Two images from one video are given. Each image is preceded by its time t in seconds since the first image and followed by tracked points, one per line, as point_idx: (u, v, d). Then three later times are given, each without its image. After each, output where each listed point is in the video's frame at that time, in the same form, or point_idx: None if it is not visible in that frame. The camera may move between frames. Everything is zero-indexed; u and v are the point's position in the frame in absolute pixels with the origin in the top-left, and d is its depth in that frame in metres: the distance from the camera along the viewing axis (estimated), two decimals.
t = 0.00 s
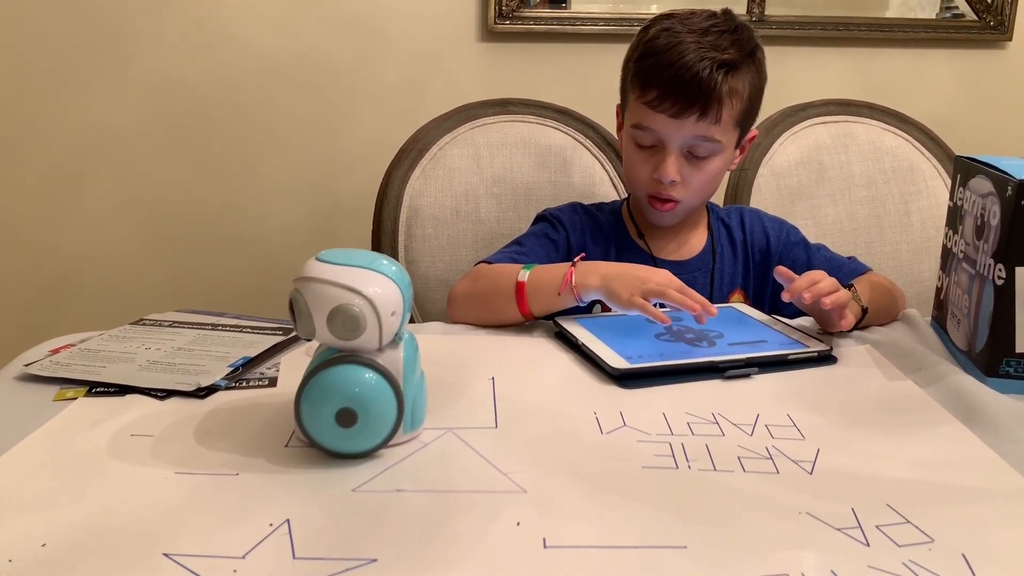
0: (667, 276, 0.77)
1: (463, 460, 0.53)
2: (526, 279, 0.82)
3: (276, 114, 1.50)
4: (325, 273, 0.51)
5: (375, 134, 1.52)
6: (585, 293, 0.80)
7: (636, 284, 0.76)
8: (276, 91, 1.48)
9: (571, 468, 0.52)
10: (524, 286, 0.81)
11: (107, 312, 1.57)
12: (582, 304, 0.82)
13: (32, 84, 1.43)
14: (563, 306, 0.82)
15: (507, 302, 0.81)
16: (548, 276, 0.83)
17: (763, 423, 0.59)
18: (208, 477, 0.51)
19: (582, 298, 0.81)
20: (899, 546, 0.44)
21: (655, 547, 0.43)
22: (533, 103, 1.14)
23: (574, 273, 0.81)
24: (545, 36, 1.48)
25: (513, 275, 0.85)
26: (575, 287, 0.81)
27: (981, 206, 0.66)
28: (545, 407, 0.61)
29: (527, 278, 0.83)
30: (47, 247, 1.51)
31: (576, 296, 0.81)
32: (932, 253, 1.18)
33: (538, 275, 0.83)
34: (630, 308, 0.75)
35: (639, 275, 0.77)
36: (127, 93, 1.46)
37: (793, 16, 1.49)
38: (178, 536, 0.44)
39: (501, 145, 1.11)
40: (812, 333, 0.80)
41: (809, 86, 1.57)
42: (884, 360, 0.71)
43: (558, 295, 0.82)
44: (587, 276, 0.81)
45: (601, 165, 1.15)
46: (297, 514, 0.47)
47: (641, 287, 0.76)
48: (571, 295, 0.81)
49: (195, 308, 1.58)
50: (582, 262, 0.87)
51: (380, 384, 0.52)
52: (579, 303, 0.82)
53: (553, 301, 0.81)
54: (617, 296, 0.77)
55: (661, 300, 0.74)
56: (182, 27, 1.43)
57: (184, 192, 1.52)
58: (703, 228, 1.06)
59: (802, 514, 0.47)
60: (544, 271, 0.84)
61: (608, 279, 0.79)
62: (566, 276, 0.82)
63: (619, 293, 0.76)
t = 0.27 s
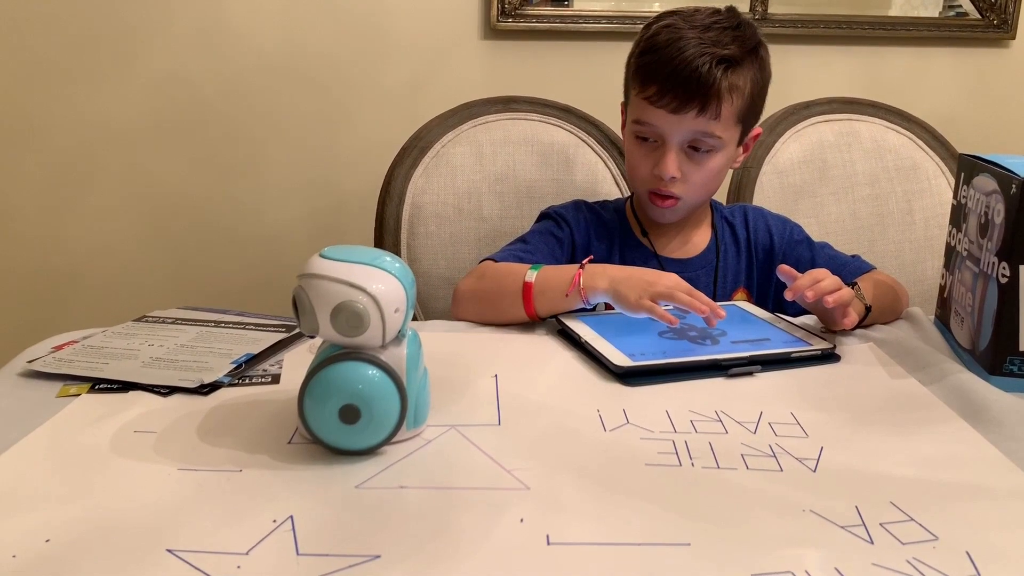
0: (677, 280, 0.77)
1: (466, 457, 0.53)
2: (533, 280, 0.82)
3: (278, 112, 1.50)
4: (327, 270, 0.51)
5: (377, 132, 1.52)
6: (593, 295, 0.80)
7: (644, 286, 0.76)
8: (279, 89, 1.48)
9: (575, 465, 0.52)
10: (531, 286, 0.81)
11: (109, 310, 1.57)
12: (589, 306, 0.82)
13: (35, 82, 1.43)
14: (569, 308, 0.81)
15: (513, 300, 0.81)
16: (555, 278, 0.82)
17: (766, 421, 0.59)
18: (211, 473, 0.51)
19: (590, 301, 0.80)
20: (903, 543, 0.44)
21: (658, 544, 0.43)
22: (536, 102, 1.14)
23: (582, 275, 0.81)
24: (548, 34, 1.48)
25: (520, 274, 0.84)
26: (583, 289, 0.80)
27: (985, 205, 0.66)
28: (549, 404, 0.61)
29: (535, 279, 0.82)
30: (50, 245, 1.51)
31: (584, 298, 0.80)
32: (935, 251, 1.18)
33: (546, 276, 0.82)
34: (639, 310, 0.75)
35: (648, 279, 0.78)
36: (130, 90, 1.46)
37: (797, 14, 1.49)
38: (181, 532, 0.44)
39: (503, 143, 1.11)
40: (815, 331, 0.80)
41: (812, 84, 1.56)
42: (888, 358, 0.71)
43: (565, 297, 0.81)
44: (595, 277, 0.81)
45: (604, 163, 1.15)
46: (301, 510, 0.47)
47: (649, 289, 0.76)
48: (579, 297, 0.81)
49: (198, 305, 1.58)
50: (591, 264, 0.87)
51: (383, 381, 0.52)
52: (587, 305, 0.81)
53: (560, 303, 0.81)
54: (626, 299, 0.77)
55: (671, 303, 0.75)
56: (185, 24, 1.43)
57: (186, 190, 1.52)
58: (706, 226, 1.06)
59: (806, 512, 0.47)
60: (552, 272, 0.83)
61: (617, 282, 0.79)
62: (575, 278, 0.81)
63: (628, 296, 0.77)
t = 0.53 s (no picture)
0: (679, 278, 0.77)
1: (467, 454, 0.53)
2: (534, 277, 0.82)
3: (280, 111, 1.50)
4: (329, 267, 0.51)
5: (379, 131, 1.52)
6: (595, 292, 0.81)
7: (645, 284, 0.76)
8: (280, 87, 1.48)
9: (576, 463, 0.52)
10: (533, 284, 0.81)
11: (111, 307, 1.57)
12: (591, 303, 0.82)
13: (37, 80, 1.44)
14: (571, 305, 0.81)
15: (515, 297, 0.81)
16: (557, 275, 0.82)
17: (767, 419, 0.59)
18: (214, 470, 0.51)
19: (592, 298, 0.81)
20: (903, 542, 0.44)
21: (659, 542, 0.44)
22: (538, 100, 1.14)
23: (583, 273, 0.81)
24: (550, 33, 1.48)
25: (522, 272, 0.84)
26: (584, 286, 0.81)
27: (987, 204, 0.66)
28: (550, 402, 0.62)
29: (537, 276, 0.82)
30: (52, 243, 1.52)
31: (585, 295, 0.81)
32: (936, 251, 1.18)
33: (548, 273, 0.83)
34: (639, 307, 0.75)
35: (649, 277, 0.78)
36: (131, 88, 1.46)
37: (798, 13, 1.49)
38: (183, 528, 0.44)
39: (505, 142, 1.11)
40: (816, 330, 0.80)
41: (814, 83, 1.56)
42: (889, 357, 0.71)
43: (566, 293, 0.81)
44: (597, 275, 0.81)
45: (606, 162, 1.14)
46: (302, 507, 0.47)
47: (650, 286, 0.76)
48: (580, 294, 0.81)
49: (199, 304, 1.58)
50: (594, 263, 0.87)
51: (385, 378, 0.52)
52: (589, 302, 0.82)
53: (562, 300, 0.81)
54: (627, 296, 0.77)
55: (671, 300, 0.74)
56: (186, 22, 1.43)
57: (188, 188, 1.52)
58: (707, 224, 1.06)
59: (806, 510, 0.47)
60: (553, 269, 0.83)
61: (619, 279, 0.79)
62: (576, 275, 0.82)
63: (629, 293, 0.77)
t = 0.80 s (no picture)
0: (680, 278, 0.77)
1: (467, 454, 0.53)
2: (536, 277, 0.82)
3: (280, 110, 1.50)
4: (329, 267, 0.51)
5: (379, 131, 1.52)
6: (596, 291, 0.81)
7: (646, 283, 0.76)
8: (281, 87, 1.48)
9: (575, 463, 0.52)
10: (534, 283, 0.81)
11: (111, 306, 1.57)
12: (591, 302, 0.82)
13: (38, 79, 1.44)
14: (572, 304, 0.81)
15: (516, 296, 0.81)
16: (558, 274, 0.82)
17: (767, 420, 0.59)
18: (213, 469, 0.51)
19: (593, 297, 0.81)
20: (902, 543, 0.44)
21: (659, 542, 0.44)
22: (539, 101, 1.14)
23: (584, 272, 0.81)
24: (550, 33, 1.48)
25: (523, 271, 0.84)
26: (585, 285, 0.81)
27: (986, 206, 0.66)
28: (549, 403, 0.62)
29: (538, 275, 0.82)
30: (53, 242, 1.52)
31: (586, 294, 0.81)
32: (936, 252, 1.18)
33: (549, 272, 0.83)
34: (640, 306, 0.75)
35: (650, 277, 0.78)
36: (132, 87, 1.46)
37: (799, 14, 1.49)
38: (182, 528, 0.44)
39: (505, 142, 1.11)
40: (815, 330, 0.80)
41: (814, 84, 1.56)
42: (887, 358, 0.71)
43: (567, 292, 0.81)
44: (598, 274, 0.81)
45: (606, 162, 1.15)
46: (302, 507, 0.47)
47: (652, 285, 0.76)
48: (581, 293, 0.81)
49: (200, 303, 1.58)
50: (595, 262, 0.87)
51: (384, 378, 0.52)
52: (589, 302, 0.82)
53: (562, 299, 0.81)
54: (628, 295, 0.77)
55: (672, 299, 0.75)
56: (187, 22, 1.43)
57: (188, 188, 1.52)
58: (707, 225, 1.06)
59: (805, 511, 0.47)
60: (554, 268, 0.84)
61: (620, 279, 0.79)
62: (577, 274, 0.82)
63: (630, 292, 0.77)
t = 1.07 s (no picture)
0: (680, 282, 0.77)
1: (468, 456, 0.53)
2: (538, 277, 0.82)
3: (282, 110, 1.50)
4: (330, 268, 0.51)
5: (380, 132, 1.52)
6: (597, 293, 0.80)
7: (648, 286, 0.77)
8: (282, 88, 1.49)
9: (576, 464, 0.52)
10: (535, 284, 0.81)
11: (112, 306, 1.57)
12: (593, 304, 0.82)
13: (39, 79, 1.44)
14: (573, 306, 0.81)
15: (517, 298, 0.81)
16: (559, 275, 0.82)
17: (767, 422, 0.59)
18: (214, 470, 0.51)
19: (594, 298, 0.81)
20: (902, 545, 0.44)
21: (660, 544, 0.44)
22: (540, 102, 1.14)
23: (586, 273, 0.81)
24: (551, 34, 1.48)
25: (524, 272, 0.85)
26: (587, 287, 0.80)
27: (987, 208, 0.66)
28: (550, 404, 0.62)
29: (539, 276, 0.82)
30: (53, 242, 1.52)
31: (588, 295, 0.81)
32: (937, 254, 1.18)
33: (550, 273, 0.83)
34: (642, 310, 0.75)
35: (653, 280, 0.78)
36: (133, 87, 1.46)
37: (800, 16, 1.49)
38: (183, 529, 0.45)
39: (506, 143, 1.11)
40: (816, 332, 0.80)
41: (815, 86, 1.57)
42: (888, 360, 0.71)
43: (569, 293, 0.81)
44: (600, 275, 0.81)
45: (607, 164, 1.15)
46: (303, 508, 0.47)
47: (654, 289, 0.76)
48: (583, 294, 0.81)
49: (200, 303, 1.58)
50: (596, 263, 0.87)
51: (386, 379, 0.53)
52: (590, 303, 0.82)
53: (564, 300, 0.81)
54: (628, 297, 0.77)
55: (674, 303, 0.75)
56: (189, 22, 1.44)
57: (189, 188, 1.52)
58: (708, 227, 1.06)
59: (806, 513, 0.47)
60: (556, 270, 0.84)
61: (621, 280, 0.79)
62: (579, 275, 0.82)
63: (631, 294, 0.77)
